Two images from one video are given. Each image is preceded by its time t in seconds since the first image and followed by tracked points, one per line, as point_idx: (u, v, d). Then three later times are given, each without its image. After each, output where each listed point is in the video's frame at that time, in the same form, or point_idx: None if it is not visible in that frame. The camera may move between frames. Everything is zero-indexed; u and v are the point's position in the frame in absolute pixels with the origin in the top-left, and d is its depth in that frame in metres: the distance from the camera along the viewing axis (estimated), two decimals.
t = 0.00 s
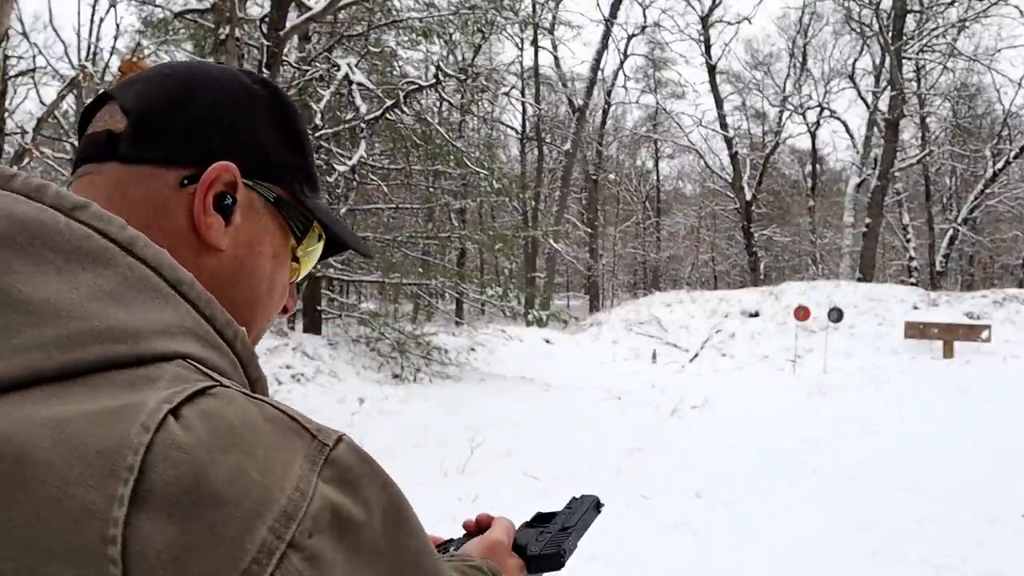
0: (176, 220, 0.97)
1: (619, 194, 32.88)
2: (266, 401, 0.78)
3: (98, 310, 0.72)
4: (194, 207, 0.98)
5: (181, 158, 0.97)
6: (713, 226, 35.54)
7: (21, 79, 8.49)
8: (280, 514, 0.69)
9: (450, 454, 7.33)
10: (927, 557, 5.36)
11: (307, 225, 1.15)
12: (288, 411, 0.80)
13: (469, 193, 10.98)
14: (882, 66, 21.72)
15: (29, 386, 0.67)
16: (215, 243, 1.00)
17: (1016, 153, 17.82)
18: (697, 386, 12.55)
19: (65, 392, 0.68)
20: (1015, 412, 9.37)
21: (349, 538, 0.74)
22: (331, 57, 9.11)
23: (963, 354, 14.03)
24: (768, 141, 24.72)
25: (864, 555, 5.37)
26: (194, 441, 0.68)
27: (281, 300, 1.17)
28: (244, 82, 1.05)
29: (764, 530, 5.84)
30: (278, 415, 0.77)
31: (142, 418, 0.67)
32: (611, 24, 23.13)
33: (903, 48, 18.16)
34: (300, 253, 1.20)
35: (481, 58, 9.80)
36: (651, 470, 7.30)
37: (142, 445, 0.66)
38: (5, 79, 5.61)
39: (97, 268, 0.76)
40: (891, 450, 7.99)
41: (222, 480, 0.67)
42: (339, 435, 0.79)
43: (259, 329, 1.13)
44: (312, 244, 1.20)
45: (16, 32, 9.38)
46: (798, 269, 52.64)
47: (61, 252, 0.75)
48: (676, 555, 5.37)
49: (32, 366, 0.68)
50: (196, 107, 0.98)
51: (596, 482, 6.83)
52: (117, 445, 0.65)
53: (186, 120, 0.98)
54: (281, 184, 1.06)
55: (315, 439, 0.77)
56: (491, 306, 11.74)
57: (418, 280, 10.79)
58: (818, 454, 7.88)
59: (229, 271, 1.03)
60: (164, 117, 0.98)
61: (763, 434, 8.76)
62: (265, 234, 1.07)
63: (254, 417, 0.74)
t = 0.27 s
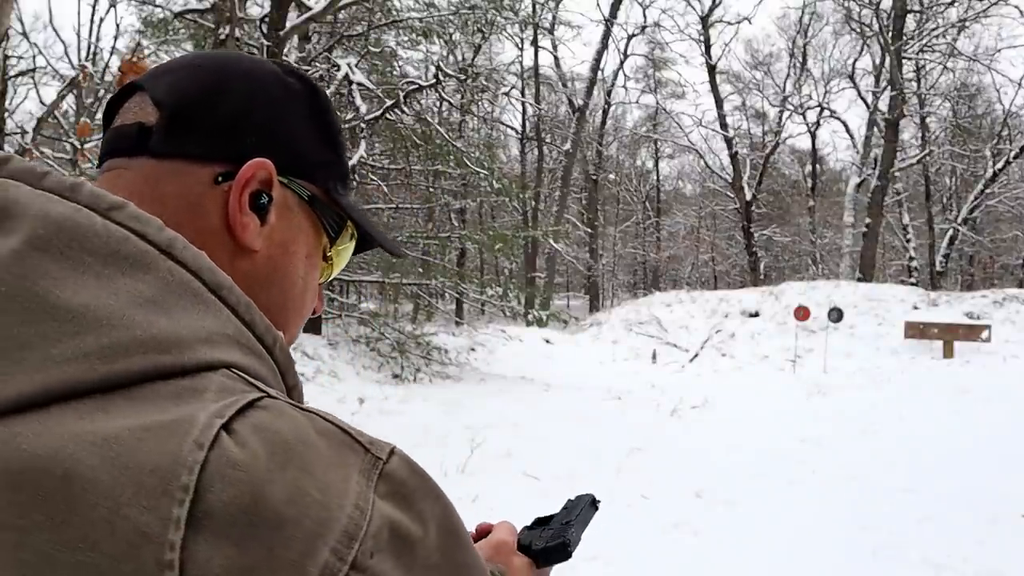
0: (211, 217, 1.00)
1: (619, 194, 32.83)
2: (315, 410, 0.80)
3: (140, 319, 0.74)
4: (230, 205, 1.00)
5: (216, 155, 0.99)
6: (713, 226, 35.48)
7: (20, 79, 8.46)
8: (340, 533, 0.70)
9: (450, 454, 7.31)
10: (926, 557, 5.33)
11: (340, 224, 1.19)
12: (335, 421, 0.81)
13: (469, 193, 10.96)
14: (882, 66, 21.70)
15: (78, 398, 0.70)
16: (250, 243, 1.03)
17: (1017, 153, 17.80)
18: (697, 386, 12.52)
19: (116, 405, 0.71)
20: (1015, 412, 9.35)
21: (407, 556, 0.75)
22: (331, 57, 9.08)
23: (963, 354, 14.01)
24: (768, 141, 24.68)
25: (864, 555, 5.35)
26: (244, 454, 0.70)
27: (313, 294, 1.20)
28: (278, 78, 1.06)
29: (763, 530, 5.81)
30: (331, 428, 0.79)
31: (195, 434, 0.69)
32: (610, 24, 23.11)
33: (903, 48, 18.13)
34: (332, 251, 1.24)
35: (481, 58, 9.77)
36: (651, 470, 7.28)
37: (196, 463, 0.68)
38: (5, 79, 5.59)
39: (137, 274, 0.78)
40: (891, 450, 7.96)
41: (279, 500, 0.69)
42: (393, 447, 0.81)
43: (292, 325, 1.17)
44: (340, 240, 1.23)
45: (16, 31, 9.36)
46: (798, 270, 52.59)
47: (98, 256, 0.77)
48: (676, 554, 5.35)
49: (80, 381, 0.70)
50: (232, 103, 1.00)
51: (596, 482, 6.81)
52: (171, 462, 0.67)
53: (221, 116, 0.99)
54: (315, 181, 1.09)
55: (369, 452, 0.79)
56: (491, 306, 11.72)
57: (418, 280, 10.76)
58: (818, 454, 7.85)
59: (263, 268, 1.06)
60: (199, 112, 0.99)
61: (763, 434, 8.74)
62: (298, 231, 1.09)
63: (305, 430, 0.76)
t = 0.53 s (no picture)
0: (224, 219, 1.00)
1: (620, 194, 32.81)
2: (330, 406, 0.80)
3: (149, 316, 0.74)
4: (243, 206, 1.01)
5: (228, 155, 1.00)
6: (713, 226, 35.48)
7: (20, 78, 8.44)
8: (360, 525, 0.70)
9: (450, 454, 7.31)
10: (926, 557, 5.33)
11: (352, 227, 1.20)
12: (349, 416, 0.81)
13: (469, 193, 10.96)
14: (882, 66, 21.71)
15: (91, 397, 0.70)
16: (263, 244, 1.04)
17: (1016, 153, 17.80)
18: (697, 386, 12.52)
19: (129, 404, 0.71)
20: (1015, 412, 9.35)
21: (427, 543, 0.75)
22: (330, 57, 9.08)
23: (963, 354, 14.02)
24: (768, 141, 24.68)
25: (864, 555, 5.35)
26: (260, 449, 0.70)
27: (324, 297, 1.21)
28: (291, 79, 1.08)
29: (763, 530, 5.81)
30: (347, 423, 0.79)
31: (208, 429, 0.69)
32: (610, 24, 23.12)
33: (903, 48, 18.13)
34: (344, 253, 1.25)
35: (481, 58, 9.77)
36: (651, 470, 7.28)
37: (211, 459, 0.68)
38: (5, 80, 5.58)
39: (146, 270, 0.78)
40: (891, 450, 7.96)
41: (298, 493, 0.69)
42: (408, 438, 0.81)
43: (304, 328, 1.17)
44: (350, 244, 1.25)
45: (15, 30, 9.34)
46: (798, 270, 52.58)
47: (107, 254, 0.77)
48: (676, 555, 5.35)
49: (92, 378, 0.70)
50: (244, 103, 1.01)
51: (596, 482, 6.81)
52: (185, 458, 0.67)
53: (235, 116, 1.00)
54: (327, 182, 1.11)
55: (385, 442, 0.79)
56: (490, 306, 11.72)
57: (418, 280, 10.76)
58: (818, 454, 7.85)
59: (276, 269, 1.06)
60: (213, 111, 1.00)
61: (763, 434, 8.74)
62: (310, 232, 1.10)
63: (321, 423, 0.76)
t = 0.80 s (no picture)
0: (231, 220, 1.00)
1: (620, 194, 32.81)
2: (335, 402, 0.81)
3: (154, 313, 0.74)
4: (250, 207, 1.01)
5: (237, 156, 1.01)
6: (713, 226, 35.48)
7: (20, 79, 8.43)
8: (369, 519, 0.70)
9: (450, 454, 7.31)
10: (926, 557, 5.34)
11: (353, 231, 1.21)
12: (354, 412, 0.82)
13: (469, 193, 10.96)
14: (882, 65, 21.72)
15: (98, 394, 0.70)
16: (269, 245, 1.04)
17: (1016, 153, 17.81)
18: (697, 385, 12.52)
19: (135, 401, 0.71)
20: (1015, 412, 9.35)
21: (433, 537, 0.76)
22: (330, 57, 9.07)
23: (963, 354, 14.03)
24: (768, 141, 24.69)
25: (864, 555, 5.35)
26: (266, 444, 0.70)
27: (322, 299, 1.22)
28: (302, 83, 1.09)
29: (762, 530, 5.81)
30: (354, 419, 0.80)
31: (216, 425, 0.70)
32: (610, 24, 23.14)
33: (903, 48, 18.12)
34: (342, 257, 1.26)
35: (481, 58, 9.78)
36: (651, 470, 7.28)
37: (219, 455, 0.68)
38: (5, 80, 5.59)
39: (149, 269, 0.78)
40: (891, 450, 7.96)
41: (305, 488, 0.69)
42: (413, 434, 0.82)
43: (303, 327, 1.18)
44: (349, 248, 1.26)
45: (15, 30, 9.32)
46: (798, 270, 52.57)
47: (111, 253, 0.77)
48: (676, 555, 5.35)
49: (98, 376, 0.71)
50: (255, 105, 1.02)
51: (596, 482, 6.82)
52: (192, 455, 0.68)
53: (246, 117, 1.01)
54: (332, 187, 1.12)
55: (392, 438, 0.80)
56: (491, 306, 11.73)
57: (418, 280, 10.76)
58: (818, 454, 7.85)
59: (279, 271, 1.07)
60: (224, 110, 1.01)
61: (763, 433, 8.74)
62: (314, 236, 1.11)
63: (328, 418, 0.77)
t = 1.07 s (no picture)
0: (231, 218, 1.01)
1: (620, 194, 32.82)
2: (338, 401, 0.82)
3: (161, 312, 0.75)
4: (250, 205, 1.02)
5: (235, 155, 1.01)
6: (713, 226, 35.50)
7: (20, 79, 8.43)
8: (373, 517, 0.71)
9: (450, 454, 7.32)
10: (926, 557, 5.35)
11: (349, 228, 1.21)
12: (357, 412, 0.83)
13: (469, 193, 10.97)
14: (881, 66, 21.74)
15: (108, 392, 0.71)
16: (268, 242, 1.05)
17: (1016, 153, 17.82)
18: (697, 386, 12.52)
19: (145, 398, 0.72)
20: (1015, 412, 9.36)
21: (433, 534, 0.77)
22: (331, 57, 9.07)
23: (963, 354, 14.04)
24: (768, 142, 24.70)
25: (864, 555, 5.36)
26: (274, 442, 0.71)
27: (320, 296, 1.22)
28: (299, 83, 1.10)
29: (762, 530, 5.82)
30: (358, 419, 0.81)
31: (224, 423, 0.70)
32: (610, 24, 23.16)
33: (903, 48, 18.13)
34: (339, 253, 1.26)
35: (481, 58, 9.78)
36: (650, 470, 7.29)
37: (228, 451, 0.69)
38: (5, 80, 5.59)
39: (156, 269, 0.79)
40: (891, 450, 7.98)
41: (312, 485, 0.70)
42: (414, 436, 0.83)
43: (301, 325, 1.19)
44: (345, 247, 1.26)
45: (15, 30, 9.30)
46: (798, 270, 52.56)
47: (120, 253, 0.78)
48: (676, 555, 5.36)
49: (107, 374, 0.71)
50: (254, 105, 1.02)
51: (596, 482, 6.83)
52: (201, 451, 0.69)
53: (246, 117, 1.02)
54: (328, 186, 1.13)
55: (394, 439, 0.81)
56: (491, 306, 11.74)
57: (418, 280, 10.77)
58: (818, 454, 7.86)
59: (278, 269, 1.08)
60: (223, 110, 1.01)
61: (764, 433, 8.75)
62: (312, 235, 1.12)
63: (333, 418, 0.78)
